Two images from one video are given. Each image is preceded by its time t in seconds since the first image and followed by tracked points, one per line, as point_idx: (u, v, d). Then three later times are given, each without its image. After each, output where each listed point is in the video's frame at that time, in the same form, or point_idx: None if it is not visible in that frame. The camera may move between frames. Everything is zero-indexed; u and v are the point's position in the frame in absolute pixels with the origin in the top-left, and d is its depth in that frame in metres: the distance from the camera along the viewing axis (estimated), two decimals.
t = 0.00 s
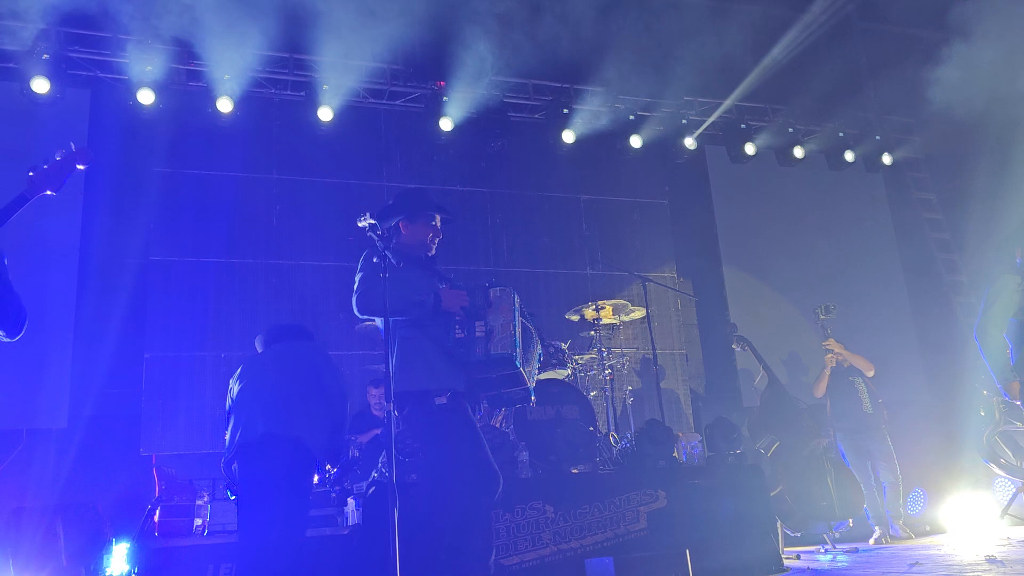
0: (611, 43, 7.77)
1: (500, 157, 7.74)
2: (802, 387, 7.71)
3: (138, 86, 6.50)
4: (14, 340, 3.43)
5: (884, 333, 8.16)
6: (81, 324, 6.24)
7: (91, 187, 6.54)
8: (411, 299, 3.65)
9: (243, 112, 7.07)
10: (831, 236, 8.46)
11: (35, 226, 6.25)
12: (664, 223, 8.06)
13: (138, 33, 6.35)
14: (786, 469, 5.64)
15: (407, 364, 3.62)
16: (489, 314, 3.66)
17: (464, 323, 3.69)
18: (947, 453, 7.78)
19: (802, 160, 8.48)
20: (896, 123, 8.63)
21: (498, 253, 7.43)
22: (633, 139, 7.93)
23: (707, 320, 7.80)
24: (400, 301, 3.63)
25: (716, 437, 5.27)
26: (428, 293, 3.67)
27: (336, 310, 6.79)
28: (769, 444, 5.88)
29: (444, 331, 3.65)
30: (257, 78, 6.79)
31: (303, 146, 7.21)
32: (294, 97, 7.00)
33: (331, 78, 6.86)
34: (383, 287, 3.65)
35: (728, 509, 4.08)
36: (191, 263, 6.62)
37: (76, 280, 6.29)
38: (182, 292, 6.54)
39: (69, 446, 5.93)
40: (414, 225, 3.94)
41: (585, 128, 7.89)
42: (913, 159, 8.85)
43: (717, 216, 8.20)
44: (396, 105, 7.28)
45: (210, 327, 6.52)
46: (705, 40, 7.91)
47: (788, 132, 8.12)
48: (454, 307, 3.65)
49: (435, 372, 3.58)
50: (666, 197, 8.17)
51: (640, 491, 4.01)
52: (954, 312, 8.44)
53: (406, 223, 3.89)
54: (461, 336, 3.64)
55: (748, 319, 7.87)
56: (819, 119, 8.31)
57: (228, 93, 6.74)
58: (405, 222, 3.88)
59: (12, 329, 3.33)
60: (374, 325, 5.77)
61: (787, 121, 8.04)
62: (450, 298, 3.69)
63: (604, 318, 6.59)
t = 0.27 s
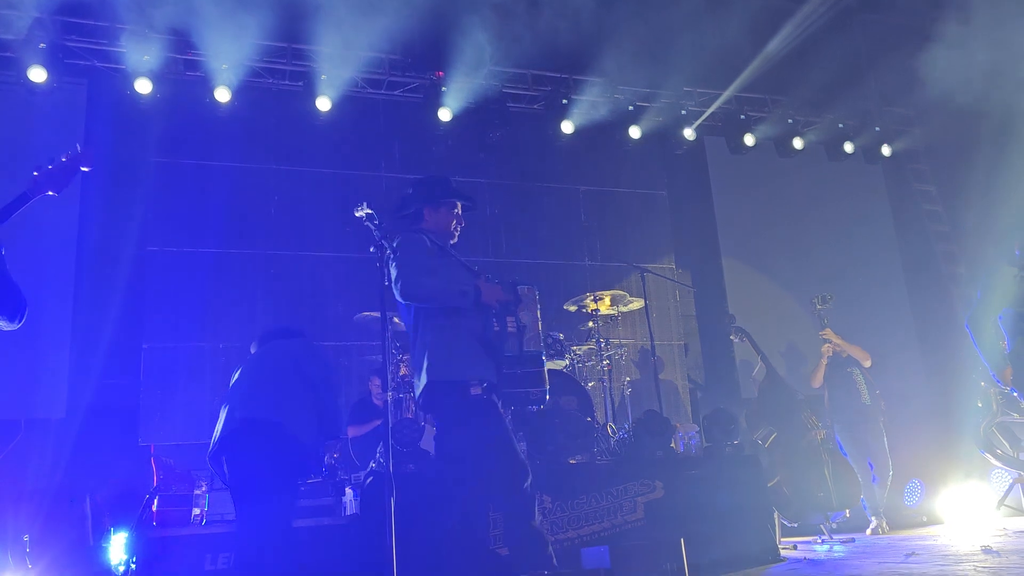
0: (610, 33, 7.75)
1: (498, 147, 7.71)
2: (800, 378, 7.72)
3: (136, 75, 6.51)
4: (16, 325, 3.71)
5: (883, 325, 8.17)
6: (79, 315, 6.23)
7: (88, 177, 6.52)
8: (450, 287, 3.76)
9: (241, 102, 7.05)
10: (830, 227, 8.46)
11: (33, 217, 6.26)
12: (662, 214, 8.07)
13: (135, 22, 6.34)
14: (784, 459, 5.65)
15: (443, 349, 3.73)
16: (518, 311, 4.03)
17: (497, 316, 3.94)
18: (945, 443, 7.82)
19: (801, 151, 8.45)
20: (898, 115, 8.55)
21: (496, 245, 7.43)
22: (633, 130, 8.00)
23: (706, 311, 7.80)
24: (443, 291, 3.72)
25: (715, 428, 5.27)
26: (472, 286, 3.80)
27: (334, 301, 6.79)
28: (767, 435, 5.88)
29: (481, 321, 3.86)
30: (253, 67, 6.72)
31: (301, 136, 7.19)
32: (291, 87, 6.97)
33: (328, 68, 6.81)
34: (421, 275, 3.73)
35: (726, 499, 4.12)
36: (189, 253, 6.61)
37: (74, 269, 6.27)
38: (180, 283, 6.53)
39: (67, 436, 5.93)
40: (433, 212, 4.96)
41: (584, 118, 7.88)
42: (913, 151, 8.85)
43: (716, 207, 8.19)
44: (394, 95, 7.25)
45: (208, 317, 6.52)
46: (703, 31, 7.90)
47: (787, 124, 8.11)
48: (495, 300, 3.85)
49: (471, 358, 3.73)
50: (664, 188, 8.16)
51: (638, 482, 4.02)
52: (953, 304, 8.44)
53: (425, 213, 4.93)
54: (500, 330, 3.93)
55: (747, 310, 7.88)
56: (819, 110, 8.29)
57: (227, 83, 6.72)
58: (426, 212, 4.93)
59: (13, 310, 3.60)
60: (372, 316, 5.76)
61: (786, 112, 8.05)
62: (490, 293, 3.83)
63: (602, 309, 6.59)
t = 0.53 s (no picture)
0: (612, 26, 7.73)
1: (500, 141, 7.70)
2: (802, 371, 7.72)
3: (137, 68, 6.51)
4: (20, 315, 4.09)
5: (885, 319, 8.16)
6: (81, 309, 6.24)
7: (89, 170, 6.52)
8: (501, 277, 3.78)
9: (243, 95, 7.05)
10: (832, 220, 8.45)
11: (36, 213, 6.31)
12: (665, 208, 8.06)
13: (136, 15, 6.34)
14: (785, 453, 5.65)
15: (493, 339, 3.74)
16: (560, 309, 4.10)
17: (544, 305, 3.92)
18: (946, 436, 7.84)
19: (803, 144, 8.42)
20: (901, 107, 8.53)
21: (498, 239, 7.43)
22: (634, 123, 7.99)
23: (708, 305, 7.80)
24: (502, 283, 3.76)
25: (717, 420, 5.28)
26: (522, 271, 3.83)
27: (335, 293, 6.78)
28: (769, 427, 5.87)
29: (532, 310, 3.84)
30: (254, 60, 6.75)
31: (303, 130, 7.19)
32: (293, 80, 6.98)
33: (329, 61, 6.88)
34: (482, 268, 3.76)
35: (724, 494, 4.24)
36: (190, 246, 6.62)
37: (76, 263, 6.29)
38: (182, 277, 6.54)
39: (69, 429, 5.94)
40: (466, 195, 4.62)
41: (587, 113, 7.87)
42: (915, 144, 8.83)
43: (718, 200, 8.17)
44: (395, 88, 7.26)
45: (209, 311, 6.52)
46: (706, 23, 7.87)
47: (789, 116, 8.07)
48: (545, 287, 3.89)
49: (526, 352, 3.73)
50: (667, 181, 8.15)
51: (637, 474, 4.10)
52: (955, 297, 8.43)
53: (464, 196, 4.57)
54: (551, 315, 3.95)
55: (748, 304, 7.87)
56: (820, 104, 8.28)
57: (229, 77, 6.77)
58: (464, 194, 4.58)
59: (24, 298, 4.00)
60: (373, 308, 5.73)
61: (788, 105, 8.02)
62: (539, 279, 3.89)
63: (604, 302, 6.58)
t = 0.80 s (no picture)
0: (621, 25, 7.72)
1: (508, 139, 7.69)
2: (812, 370, 7.69)
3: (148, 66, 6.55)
4: (27, 313, 3.49)
5: (895, 318, 8.13)
6: (91, 307, 6.27)
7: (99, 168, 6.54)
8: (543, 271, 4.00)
9: (252, 93, 7.08)
10: (843, 219, 8.41)
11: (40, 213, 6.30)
12: (674, 205, 8.06)
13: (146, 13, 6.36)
14: (795, 452, 5.64)
15: (538, 330, 3.95)
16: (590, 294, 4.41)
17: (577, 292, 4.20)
18: (956, 436, 7.79)
19: (813, 142, 8.42)
20: (910, 105, 8.51)
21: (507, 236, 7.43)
22: (644, 120, 8.00)
23: (717, 303, 7.78)
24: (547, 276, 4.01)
25: (725, 419, 5.30)
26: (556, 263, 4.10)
27: (344, 292, 6.80)
28: (778, 426, 5.85)
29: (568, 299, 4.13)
30: (263, 57, 6.79)
31: (312, 128, 7.20)
32: (303, 78, 7.01)
33: (336, 58, 6.91)
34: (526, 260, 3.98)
35: (733, 492, 4.21)
36: (200, 245, 6.65)
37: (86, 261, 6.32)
38: (192, 275, 6.56)
39: (79, 427, 5.97)
40: (496, 185, 4.59)
41: (595, 111, 7.89)
42: (925, 142, 8.81)
43: (728, 198, 8.16)
44: (404, 86, 7.26)
45: (218, 309, 6.55)
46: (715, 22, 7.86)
47: (800, 114, 8.15)
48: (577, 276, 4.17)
49: (565, 338, 3.99)
50: (677, 179, 8.15)
51: (647, 474, 4.10)
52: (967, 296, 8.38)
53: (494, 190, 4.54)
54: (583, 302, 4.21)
55: (758, 302, 7.85)
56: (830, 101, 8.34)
57: (237, 73, 6.82)
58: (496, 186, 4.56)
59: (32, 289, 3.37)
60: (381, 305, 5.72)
61: (798, 103, 8.09)
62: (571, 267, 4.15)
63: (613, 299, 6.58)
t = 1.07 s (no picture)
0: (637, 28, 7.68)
1: (523, 142, 7.68)
2: (829, 376, 7.62)
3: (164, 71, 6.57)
4: (32, 317, 3.48)
5: (915, 324, 8.03)
6: (107, 311, 6.31)
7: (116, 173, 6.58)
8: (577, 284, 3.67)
9: (269, 97, 7.11)
10: (862, 223, 8.33)
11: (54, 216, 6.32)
12: (690, 210, 8.00)
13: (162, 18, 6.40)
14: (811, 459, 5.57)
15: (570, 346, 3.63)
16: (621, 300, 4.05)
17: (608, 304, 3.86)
18: (976, 442, 7.70)
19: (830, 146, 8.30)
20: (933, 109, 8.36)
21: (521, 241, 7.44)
22: (660, 124, 7.82)
23: (733, 308, 7.71)
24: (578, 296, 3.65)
25: (741, 425, 5.24)
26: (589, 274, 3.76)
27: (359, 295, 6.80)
28: (794, 432, 5.78)
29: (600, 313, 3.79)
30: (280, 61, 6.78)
31: (327, 132, 7.21)
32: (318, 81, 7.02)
33: (352, 63, 6.86)
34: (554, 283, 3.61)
35: (748, 497, 4.19)
36: (215, 248, 6.67)
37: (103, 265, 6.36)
38: (204, 279, 6.57)
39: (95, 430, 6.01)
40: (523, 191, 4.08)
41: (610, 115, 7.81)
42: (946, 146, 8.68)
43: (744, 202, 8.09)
44: (420, 90, 7.27)
45: (233, 311, 6.56)
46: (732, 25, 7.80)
47: (820, 119, 7.94)
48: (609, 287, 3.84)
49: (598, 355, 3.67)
50: (693, 183, 8.10)
51: (660, 478, 4.11)
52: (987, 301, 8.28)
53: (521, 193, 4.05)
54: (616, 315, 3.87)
55: (775, 307, 7.78)
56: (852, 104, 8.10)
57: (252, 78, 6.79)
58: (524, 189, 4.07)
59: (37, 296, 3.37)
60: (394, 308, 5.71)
61: (818, 107, 7.85)
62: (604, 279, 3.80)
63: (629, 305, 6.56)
